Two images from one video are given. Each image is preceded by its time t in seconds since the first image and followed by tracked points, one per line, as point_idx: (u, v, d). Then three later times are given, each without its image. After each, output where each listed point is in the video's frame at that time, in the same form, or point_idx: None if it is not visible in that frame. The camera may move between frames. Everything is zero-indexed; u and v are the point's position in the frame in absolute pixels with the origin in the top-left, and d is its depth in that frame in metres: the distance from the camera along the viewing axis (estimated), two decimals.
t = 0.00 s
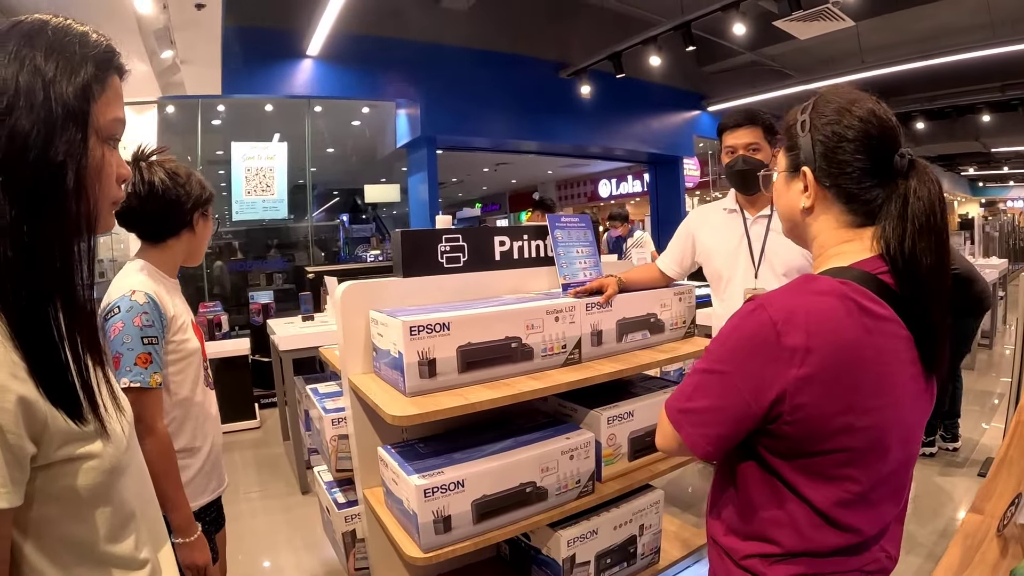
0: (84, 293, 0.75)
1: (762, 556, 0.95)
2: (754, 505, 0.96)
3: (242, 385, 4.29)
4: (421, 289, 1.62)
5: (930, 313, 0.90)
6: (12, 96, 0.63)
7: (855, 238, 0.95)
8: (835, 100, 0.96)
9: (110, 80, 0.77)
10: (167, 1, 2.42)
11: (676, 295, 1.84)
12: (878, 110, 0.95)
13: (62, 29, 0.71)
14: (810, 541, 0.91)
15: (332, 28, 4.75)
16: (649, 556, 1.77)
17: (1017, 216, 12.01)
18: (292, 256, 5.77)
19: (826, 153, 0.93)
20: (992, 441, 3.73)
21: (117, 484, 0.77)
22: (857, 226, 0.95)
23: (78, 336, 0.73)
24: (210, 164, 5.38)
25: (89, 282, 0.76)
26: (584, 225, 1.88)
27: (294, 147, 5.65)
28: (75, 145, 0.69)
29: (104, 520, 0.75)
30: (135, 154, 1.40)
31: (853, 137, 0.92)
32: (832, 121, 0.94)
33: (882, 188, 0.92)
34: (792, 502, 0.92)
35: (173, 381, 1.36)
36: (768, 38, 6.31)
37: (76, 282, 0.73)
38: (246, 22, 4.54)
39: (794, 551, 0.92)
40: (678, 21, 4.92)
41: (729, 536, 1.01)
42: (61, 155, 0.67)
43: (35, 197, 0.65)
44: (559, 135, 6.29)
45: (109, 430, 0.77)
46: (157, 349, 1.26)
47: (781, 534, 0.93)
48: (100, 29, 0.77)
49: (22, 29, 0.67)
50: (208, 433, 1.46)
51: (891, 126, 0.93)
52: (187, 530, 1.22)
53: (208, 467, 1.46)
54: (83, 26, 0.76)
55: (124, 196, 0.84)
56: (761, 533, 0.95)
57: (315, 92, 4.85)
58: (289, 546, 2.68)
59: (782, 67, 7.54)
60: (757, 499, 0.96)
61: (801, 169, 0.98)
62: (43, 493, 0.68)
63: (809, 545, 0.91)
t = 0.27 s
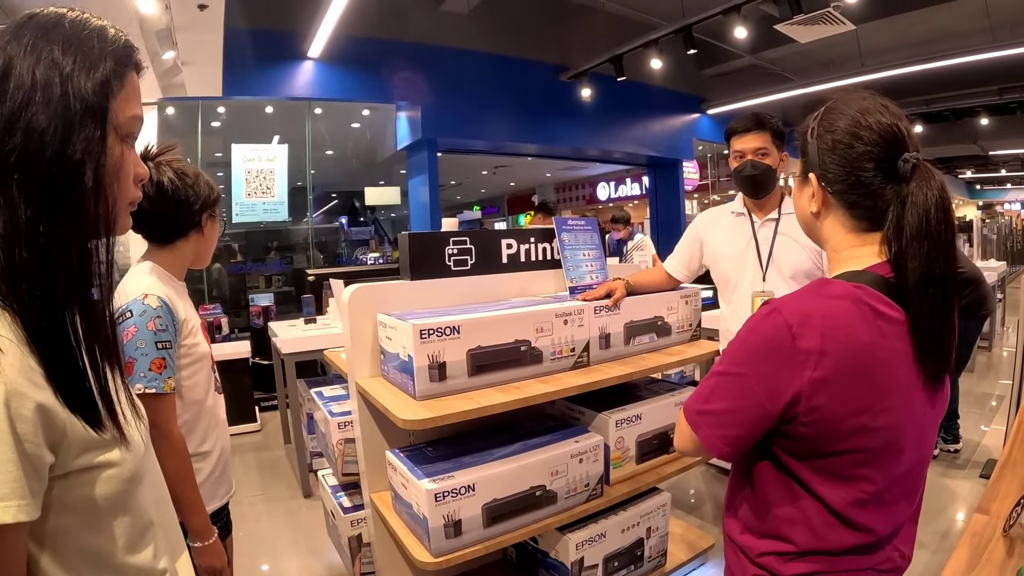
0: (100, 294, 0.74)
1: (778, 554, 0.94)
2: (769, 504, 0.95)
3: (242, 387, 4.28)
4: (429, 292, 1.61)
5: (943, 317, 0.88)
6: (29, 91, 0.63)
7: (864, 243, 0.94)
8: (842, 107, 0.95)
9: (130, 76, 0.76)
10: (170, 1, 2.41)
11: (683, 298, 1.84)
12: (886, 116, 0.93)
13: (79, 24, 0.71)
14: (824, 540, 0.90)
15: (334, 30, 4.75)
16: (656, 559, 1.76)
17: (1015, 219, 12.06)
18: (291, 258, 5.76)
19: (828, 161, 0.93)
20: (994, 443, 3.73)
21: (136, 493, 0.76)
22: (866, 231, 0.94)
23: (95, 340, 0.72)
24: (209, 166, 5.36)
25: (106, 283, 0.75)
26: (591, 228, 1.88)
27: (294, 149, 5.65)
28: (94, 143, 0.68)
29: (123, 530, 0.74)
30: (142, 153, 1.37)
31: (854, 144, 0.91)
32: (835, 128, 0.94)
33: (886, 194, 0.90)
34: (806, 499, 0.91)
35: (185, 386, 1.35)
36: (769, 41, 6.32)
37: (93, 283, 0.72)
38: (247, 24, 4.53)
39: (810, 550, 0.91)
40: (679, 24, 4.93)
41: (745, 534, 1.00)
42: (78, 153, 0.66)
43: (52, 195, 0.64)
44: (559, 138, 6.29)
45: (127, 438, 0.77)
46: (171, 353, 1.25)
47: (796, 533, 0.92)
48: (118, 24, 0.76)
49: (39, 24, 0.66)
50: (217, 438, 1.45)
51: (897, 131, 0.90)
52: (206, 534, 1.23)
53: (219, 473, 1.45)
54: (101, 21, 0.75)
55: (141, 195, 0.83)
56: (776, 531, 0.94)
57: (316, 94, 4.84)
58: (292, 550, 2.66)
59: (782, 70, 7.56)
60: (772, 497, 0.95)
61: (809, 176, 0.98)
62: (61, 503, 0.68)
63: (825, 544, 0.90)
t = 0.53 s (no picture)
0: (100, 298, 0.73)
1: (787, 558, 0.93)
2: (777, 508, 0.94)
3: (241, 391, 4.26)
4: (429, 296, 1.60)
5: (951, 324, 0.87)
6: (26, 93, 0.62)
7: (869, 248, 0.93)
8: (848, 112, 0.94)
9: (129, 78, 0.75)
10: (169, 3, 2.40)
11: (684, 302, 1.83)
12: (893, 121, 0.91)
13: (77, 24, 0.70)
14: (833, 544, 0.89)
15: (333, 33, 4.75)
16: (658, 564, 1.75)
17: (1013, 221, 12.10)
18: (290, 261, 5.75)
19: (831, 166, 0.93)
20: (994, 445, 3.72)
21: (139, 502, 0.75)
22: (871, 236, 0.93)
23: (96, 347, 0.71)
24: (208, 169, 5.35)
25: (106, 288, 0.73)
26: (591, 231, 1.87)
27: (293, 152, 5.65)
28: (93, 146, 0.67)
29: (126, 540, 0.73)
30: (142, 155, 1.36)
31: (858, 149, 0.90)
32: (840, 134, 0.93)
33: (890, 200, 0.89)
34: (814, 504, 0.90)
35: (187, 392, 1.34)
36: (768, 44, 6.33)
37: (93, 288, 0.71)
38: (246, 26, 4.53)
39: (818, 555, 0.90)
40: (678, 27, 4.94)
41: (753, 538, 0.99)
42: (77, 157, 0.65)
43: (52, 200, 0.63)
44: (558, 140, 6.30)
45: (131, 446, 0.76)
46: (172, 360, 1.23)
47: (805, 537, 0.91)
48: (116, 25, 0.75)
49: (36, 24, 0.65)
50: (218, 443, 1.44)
51: (903, 136, 0.89)
52: (210, 540, 1.21)
53: (219, 478, 1.44)
54: (99, 22, 0.74)
55: (140, 199, 0.82)
56: (784, 536, 0.93)
57: (314, 97, 4.84)
58: (292, 554, 2.64)
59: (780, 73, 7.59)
60: (780, 502, 0.94)
61: (815, 180, 0.98)
62: (63, 514, 0.67)
63: (833, 548, 0.89)
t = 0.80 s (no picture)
0: (81, 303, 0.72)
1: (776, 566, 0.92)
2: (766, 515, 0.94)
3: (237, 393, 4.24)
4: (421, 300, 1.59)
5: (942, 329, 0.86)
6: (4, 101, 0.61)
7: (858, 251, 0.93)
8: (839, 113, 0.94)
9: (108, 85, 0.75)
10: (164, 6, 2.40)
11: (677, 305, 1.83)
12: (884, 122, 0.91)
13: (57, 32, 0.69)
14: (823, 553, 0.88)
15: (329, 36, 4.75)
16: (650, 567, 1.75)
17: (1011, 223, 12.12)
18: (287, 264, 5.74)
19: (821, 167, 0.93)
20: (991, 447, 3.72)
21: (120, 505, 0.74)
22: (861, 239, 0.93)
23: (76, 352, 0.70)
24: (204, 171, 5.34)
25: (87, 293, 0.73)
26: (583, 234, 1.87)
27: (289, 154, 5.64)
28: (71, 153, 0.66)
29: (107, 543, 0.72)
30: (130, 158, 1.36)
31: (848, 151, 0.90)
32: (831, 135, 0.93)
33: (880, 202, 0.89)
34: (803, 511, 0.90)
35: (176, 397, 1.33)
36: (764, 47, 6.35)
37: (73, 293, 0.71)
38: (242, 29, 4.52)
39: (807, 562, 0.90)
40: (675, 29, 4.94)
41: (742, 546, 0.99)
42: (55, 164, 0.65)
43: (30, 207, 0.63)
44: (555, 143, 6.30)
45: (112, 450, 0.75)
46: (161, 365, 1.23)
47: (794, 545, 0.90)
48: (96, 32, 0.75)
49: (15, 31, 0.65)
50: (207, 447, 1.43)
51: (894, 138, 0.89)
52: (203, 543, 1.20)
53: (207, 481, 1.43)
54: (79, 29, 0.74)
55: (121, 205, 0.82)
56: (773, 543, 0.93)
57: (311, 99, 4.83)
58: (286, 557, 2.62)
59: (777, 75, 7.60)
60: (769, 509, 0.93)
61: (806, 182, 0.98)
62: (43, 517, 0.66)
63: (822, 556, 0.88)
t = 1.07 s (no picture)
0: (62, 307, 0.72)
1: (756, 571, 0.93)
2: (746, 520, 0.95)
3: (232, 396, 4.23)
4: (410, 303, 1.59)
5: (924, 334, 0.86)
6: None
7: (840, 254, 0.93)
8: (821, 114, 0.95)
9: (87, 92, 0.75)
10: (159, 9, 2.40)
11: (667, 308, 1.83)
12: (866, 123, 0.92)
13: (38, 41, 0.69)
14: (803, 558, 0.89)
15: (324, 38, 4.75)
16: (640, 569, 1.75)
17: (1007, 224, 12.16)
18: (283, 266, 5.73)
19: (804, 167, 0.93)
20: (987, 448, 3.73)
21: (99, 504, 0.74)
22: (843, 241, 0.93)
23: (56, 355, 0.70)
24: (201, 174, 5.33)
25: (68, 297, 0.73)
26: (574, 236, 1.88)
27: (285, 157, 5.64)
28: (50, 160, 0.67)
29: (86, 542, 0.72)
30: (117, 163, 1.36)
31: (830, 152, 0.91)
32: (813, 135, 0.93)
33: (862, 203, 0.89)
34: (783, 516, 0.90)
35: (161, 399, 1.33)
36: (759, 49, 6.37)
37: (55, 296, 0.71)
38: (238, 31, 4.53)
39: (786, 567, 0.90)
40: (670, 31, 4.95)
41: (724, 549, 0.99)
42: (35, 171, 0.65)
43: (9, 213, 0.63)
44: (550, 146, 6.30)
45: (91, 450, 0.75)
46: (146, 367, 1.22)
47: (773, 550, 0.91)
48: (76, 40, 0.75)
49: None
50: (194, 449, 1.43)
51: (875, 139, 0.90)
52: (185, 544, 1.20)
53: (195, 483, 1.42)
54: (60, 38, 0.74)
55: (100, 211, 0.82)
56: (753, 547, 0.94)
57: (306, 102, 4.83)
58: (280, 559, 2.62)
59: (772, 78, 7.63)
60: (749, 514, 0.94)
61: (787, 183, 0.98)
62: (22, 515, 0.66)
63: (802, 561, 0.89)
